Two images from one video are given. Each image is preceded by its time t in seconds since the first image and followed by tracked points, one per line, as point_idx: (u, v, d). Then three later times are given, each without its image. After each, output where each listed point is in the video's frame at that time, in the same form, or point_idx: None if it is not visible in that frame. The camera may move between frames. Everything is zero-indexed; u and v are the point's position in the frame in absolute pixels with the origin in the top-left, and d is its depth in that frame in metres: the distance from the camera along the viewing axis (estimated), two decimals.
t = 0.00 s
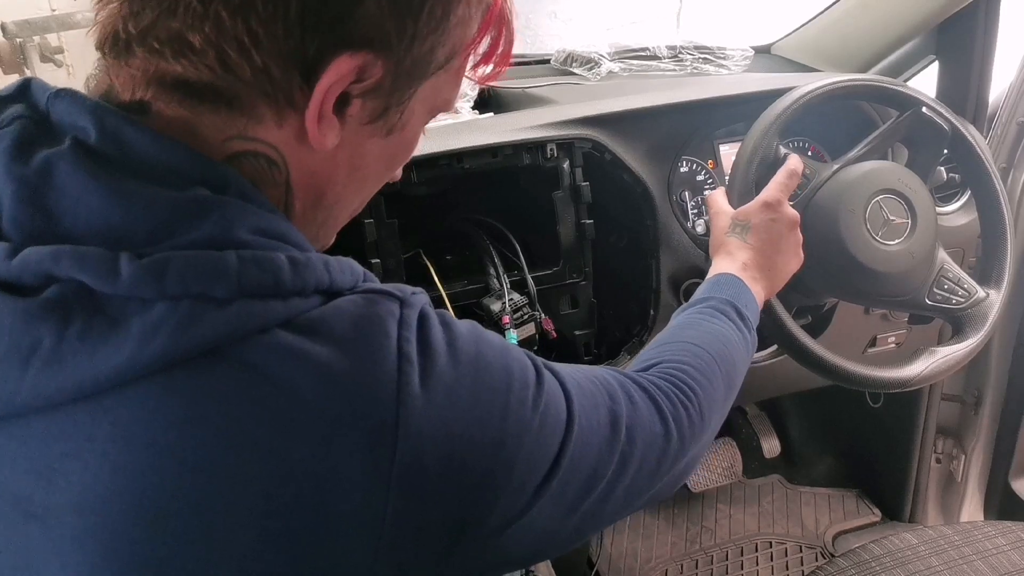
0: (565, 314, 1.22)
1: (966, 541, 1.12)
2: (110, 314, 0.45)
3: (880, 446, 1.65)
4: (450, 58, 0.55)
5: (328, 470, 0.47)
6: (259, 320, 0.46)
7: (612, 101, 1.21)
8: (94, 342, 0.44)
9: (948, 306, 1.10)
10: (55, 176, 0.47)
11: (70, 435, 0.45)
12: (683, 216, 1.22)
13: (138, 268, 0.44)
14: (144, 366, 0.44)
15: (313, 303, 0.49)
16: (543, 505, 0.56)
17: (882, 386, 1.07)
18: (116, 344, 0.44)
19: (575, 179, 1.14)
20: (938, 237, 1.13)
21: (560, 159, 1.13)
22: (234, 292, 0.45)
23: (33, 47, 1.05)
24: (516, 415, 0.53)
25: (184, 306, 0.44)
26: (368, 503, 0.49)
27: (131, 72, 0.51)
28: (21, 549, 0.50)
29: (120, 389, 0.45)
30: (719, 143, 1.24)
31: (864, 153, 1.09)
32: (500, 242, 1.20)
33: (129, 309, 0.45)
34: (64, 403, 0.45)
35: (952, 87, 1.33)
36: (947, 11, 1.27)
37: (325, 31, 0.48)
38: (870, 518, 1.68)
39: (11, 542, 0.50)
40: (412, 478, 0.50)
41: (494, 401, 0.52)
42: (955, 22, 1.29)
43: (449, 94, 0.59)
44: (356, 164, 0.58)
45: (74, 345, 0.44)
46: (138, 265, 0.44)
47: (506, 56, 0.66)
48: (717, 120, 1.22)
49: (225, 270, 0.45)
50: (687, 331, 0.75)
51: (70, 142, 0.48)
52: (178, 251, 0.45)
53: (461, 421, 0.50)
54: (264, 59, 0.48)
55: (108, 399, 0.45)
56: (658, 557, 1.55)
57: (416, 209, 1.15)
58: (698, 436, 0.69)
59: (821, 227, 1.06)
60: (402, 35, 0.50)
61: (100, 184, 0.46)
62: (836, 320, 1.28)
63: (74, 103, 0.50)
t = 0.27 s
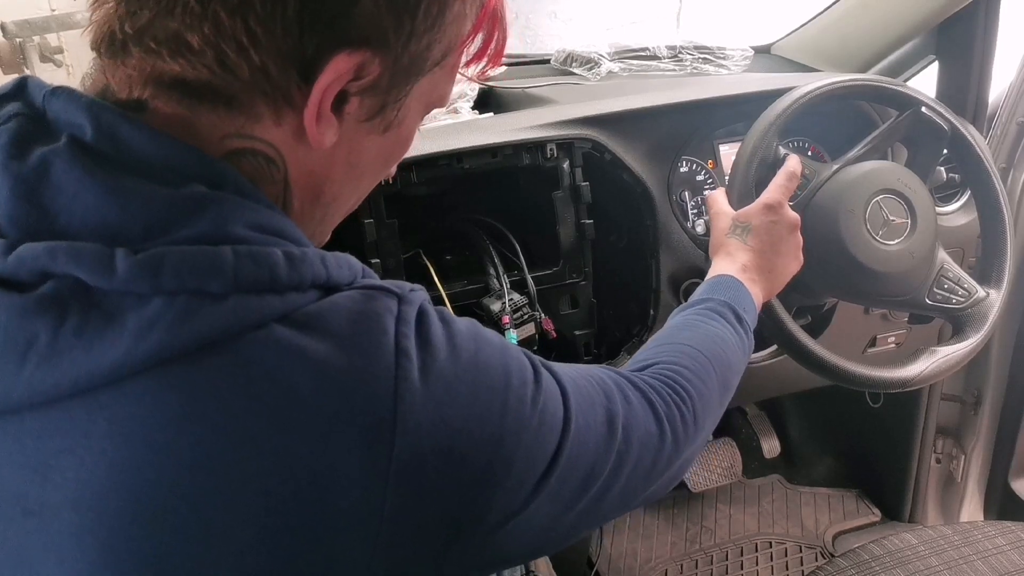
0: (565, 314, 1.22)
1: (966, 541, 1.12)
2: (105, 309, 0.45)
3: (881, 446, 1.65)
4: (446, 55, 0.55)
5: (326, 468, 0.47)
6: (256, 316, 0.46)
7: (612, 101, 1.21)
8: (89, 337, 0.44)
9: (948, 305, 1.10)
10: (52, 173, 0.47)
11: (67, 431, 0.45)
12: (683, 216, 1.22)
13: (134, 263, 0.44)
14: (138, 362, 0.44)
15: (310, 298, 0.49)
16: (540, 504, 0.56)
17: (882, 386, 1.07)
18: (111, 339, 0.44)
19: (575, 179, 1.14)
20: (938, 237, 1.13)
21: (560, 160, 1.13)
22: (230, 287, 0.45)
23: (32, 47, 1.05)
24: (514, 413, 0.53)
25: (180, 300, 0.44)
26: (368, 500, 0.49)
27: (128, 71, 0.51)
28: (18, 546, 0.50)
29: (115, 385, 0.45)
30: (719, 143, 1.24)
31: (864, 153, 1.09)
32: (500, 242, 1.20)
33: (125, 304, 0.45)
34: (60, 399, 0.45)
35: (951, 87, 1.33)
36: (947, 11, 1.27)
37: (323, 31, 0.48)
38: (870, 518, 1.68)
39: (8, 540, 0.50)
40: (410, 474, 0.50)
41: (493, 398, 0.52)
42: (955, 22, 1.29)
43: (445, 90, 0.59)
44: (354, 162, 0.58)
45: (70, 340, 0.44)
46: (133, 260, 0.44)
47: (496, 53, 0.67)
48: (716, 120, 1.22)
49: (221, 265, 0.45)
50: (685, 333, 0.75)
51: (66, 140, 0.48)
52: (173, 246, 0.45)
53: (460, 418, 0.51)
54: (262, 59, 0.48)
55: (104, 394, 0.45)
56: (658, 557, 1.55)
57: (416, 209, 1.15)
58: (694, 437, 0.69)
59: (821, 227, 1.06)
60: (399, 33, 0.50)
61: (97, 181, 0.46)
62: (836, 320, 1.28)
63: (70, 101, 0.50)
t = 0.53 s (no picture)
0: (565, 314, 1.22)
1: (966, 541, 1.12)
2: (106, 308, 0.45)
3: (880, 446, 1.65)
4: (447, 56, 0.55)
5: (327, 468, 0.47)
6: (257, 315, 0.46)
7: (612, 101, 1.21)
8: (89, 336, 0.44)
9: (948, 305, 1.10)
10: (52, 172, 0.47)
11: (67, 430, 0.45)
12: (683, 216, 1.22)
13: (135, 262, 0.44)
14: (139, 360, 0.44)
15: (311, 297, 0.49)
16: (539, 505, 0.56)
17: (882, 386, 1.07)
18: (112, 338, 0.44)
19: (575, 179, 1.14)
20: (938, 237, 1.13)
21: (560, 160, 1.13)
22: (231, 286, 0.45)
23: (32, 46, 1.06)
24: (515, 413, 0.53)
25: (181, 299, 0.44)
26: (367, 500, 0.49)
27: (131, 71, 0.51)
28: (18, 547, 0.50)
29: (115, 384, 0.45)
30: (719, 143, 1.24)
31: (864, 153, 1.09)
32: (500, 242, 1.20)
33: (126, 303, 0.45)
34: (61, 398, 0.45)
35: (952, 87, 1.33)
36: (947, 11, 1.27)
37: (325, 31, 0.48)
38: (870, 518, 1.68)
39: (9, 540, 0.50)
40: (410, 474, 0.50)
41: (494, 399, 0.52)
42: (955, 22, 1.29)
43: (446, 90, 0.59)
44: (356, 161, 0.58)
45: (70, 339, 0.44)
46: (134, 259, 0.44)
47: (496, 53, 0.67)
48: (716, 121, 1.22)
49: (222, 264, 0.45)
50: (686, 333, 0.75)
51: (67, 139, 0.48)
52: (174, 245, 0.45)
53: (460, 418, 0.50)
54: (264, 58, 0.48)
55: (104, 393, 0.45)
56: (658, 557, 1.55)
57: (415, 209, 1.15)
58: (695, 438, 0.69)
59: (822, 227, 1.06)
60: (401, 33, 0.50)
61: (98, 180, 0.46)
62: (836, 320, 1.28)
63: (72, 99, 0.49)
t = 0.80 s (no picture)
0: (565, 314, 1.22)
1: (966, 541, 1.12)
2: (106, 310, 0.45)
3: (881, 446, 1.65)
4: (448, 56, 0.55)
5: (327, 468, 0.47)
6: (257, 316, 0.46)
7: (612, 101, 1.21)
8: (89, 338, 0.44)
9: (948, 305, 1.10)
10: (52, 174, 0.47)
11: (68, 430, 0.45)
12: (683, 216, 1.22)
13: (135, 263, 0.44)
14: (141, 363, 0.44)
15: (311, 299, 0.49)
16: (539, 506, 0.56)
17: (883, 387, 1.07)
18: (113, 340, 0.44)
19: (575, 179, 1.14)
20: (938, 237, 1.13)
21: (560, 160, 1.13)
22: (231, 287, 0.45)
23: (32, 46, 1.06)
24: (516, 413, 0.53)
25: (181, 301, 0.44)
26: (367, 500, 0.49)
27: (131, 70, 0.51)
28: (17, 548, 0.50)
29: (115, 385, 0.45)
30: (719, 143, 1.24)
31: (864, 153, 1.09)
32: (500, 243, 1.20)
33: (126, 304, 0.45)
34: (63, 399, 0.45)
35: (951, 87, 1.33)
36: (947, 11, 1.27)
37: (325, 31, 0.48)
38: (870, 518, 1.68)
39: (7, 541, 0.50)
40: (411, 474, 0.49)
41: (496, 398, 0.52)
42: (955, 22, 1.29)
43: (446, 89, 0.59)
44: (356, 161, 0.58)
45: (70, 340, 0.44)
46: (134, 260, 0.44)
47: (496, 53, 0.67)
48: (716, 121, 1.22)
49: (222, 265, 0.45)
50: (686, 333, 0.75)
51: (67, 141, 0.48)
52: (174, 246, 0.45)
53: (462, 419, 0.50)
54: (265, 59, 0.48)
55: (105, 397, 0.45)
56: (658, 557, 1.55)
57: (415, 209, 1.15)
58: (694, 439, 0.69)
59: (822, 227, 1.06)
60: (401, 33, 0.50)
61: (97, 181, 0.46)
62: (836, 320, 1.28)
63: (71, 100, 0.49)
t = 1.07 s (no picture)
0: (565, 314, 1.22)
1: (967, 541, 1.12)
2: (103, 306, 0.45)
3: (881, 446, 1.64)
4: (445, 56, 0.55)
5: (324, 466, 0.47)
6: (253, 312, 0.46)
7: (612, 101, 1.21)
8: (85, 333, 0.44)
9: (949, 304, 1.10)
10: (50, 172, 0.47)
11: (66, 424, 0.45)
12: (683, 216, 1.22)
13: (131, 259, 0.44)
14: (137, 356, 0.44)
15: (308, 295, 0.49)
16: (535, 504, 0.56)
17: (883, 387, 1.07)
18: (110, 335, 0.44)
19: (575, 179, 1.14)
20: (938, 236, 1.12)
21: (560, 160, 1.13)
22: (227, 283, 0.46)
23: (32, 46, 1.06)
24: (512, 410, 0.53)
25: (177, 296, 0.45)
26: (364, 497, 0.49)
27: (130, 73, 0.51)
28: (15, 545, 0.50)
29: (114, 383, 0.45)
30: (719, 143, 1.24)
31: (864, 153, 1.09)
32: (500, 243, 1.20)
33: (122, 300, 0.45)
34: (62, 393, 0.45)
35: (951, 88, 1.33)
36: (947, 11, 1.27)
37: (324, 32, 0.48)
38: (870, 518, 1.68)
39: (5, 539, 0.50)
40: (409, 471, 0.50)
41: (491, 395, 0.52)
42: (955, 22, 1.29)
43: (444, 89, 0.59)
44: (355, 162, 0.58)
45: (67, 336, 0.44)
46: (131, 256, 0.44)
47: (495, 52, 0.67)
48: (716, 121, 1.22)
49: (218, 262, 0.45)
50: (686, 333, 0.76)
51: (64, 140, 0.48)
52: (170, 242, 0.46)
53: (458, 415, 0.51)
54: (265, 64, 0.48)
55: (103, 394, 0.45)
56: (658, 556, 1.56)
57: (415, 210, 1.15)
58: (694, 438, 0.69)
59: (821, 227, 1.06)
60: (399, 34, 0.50)
61: (95, 179, 0.46)
62: (836, 320, 1.28)
63: (70, 102, 0.49)
